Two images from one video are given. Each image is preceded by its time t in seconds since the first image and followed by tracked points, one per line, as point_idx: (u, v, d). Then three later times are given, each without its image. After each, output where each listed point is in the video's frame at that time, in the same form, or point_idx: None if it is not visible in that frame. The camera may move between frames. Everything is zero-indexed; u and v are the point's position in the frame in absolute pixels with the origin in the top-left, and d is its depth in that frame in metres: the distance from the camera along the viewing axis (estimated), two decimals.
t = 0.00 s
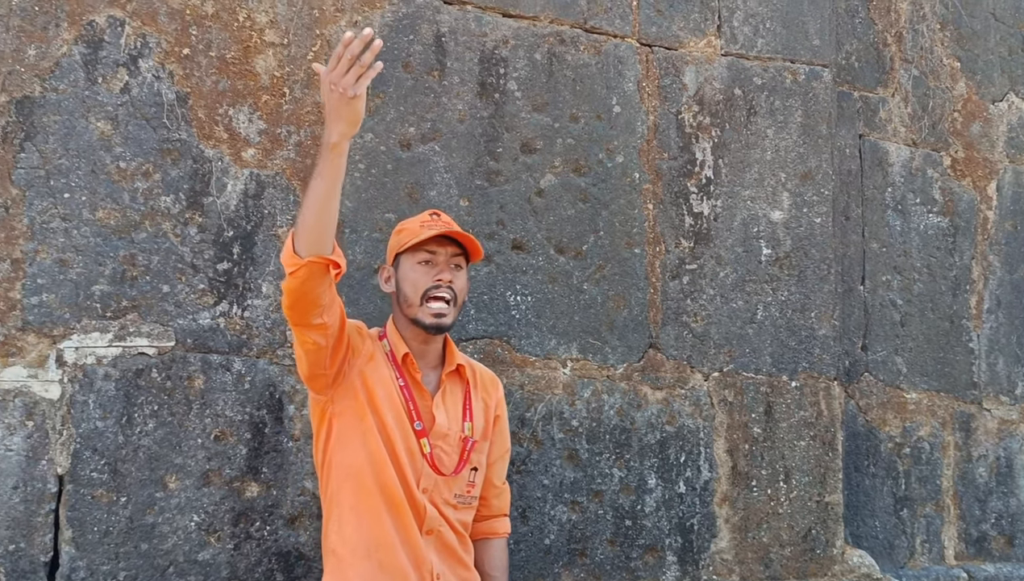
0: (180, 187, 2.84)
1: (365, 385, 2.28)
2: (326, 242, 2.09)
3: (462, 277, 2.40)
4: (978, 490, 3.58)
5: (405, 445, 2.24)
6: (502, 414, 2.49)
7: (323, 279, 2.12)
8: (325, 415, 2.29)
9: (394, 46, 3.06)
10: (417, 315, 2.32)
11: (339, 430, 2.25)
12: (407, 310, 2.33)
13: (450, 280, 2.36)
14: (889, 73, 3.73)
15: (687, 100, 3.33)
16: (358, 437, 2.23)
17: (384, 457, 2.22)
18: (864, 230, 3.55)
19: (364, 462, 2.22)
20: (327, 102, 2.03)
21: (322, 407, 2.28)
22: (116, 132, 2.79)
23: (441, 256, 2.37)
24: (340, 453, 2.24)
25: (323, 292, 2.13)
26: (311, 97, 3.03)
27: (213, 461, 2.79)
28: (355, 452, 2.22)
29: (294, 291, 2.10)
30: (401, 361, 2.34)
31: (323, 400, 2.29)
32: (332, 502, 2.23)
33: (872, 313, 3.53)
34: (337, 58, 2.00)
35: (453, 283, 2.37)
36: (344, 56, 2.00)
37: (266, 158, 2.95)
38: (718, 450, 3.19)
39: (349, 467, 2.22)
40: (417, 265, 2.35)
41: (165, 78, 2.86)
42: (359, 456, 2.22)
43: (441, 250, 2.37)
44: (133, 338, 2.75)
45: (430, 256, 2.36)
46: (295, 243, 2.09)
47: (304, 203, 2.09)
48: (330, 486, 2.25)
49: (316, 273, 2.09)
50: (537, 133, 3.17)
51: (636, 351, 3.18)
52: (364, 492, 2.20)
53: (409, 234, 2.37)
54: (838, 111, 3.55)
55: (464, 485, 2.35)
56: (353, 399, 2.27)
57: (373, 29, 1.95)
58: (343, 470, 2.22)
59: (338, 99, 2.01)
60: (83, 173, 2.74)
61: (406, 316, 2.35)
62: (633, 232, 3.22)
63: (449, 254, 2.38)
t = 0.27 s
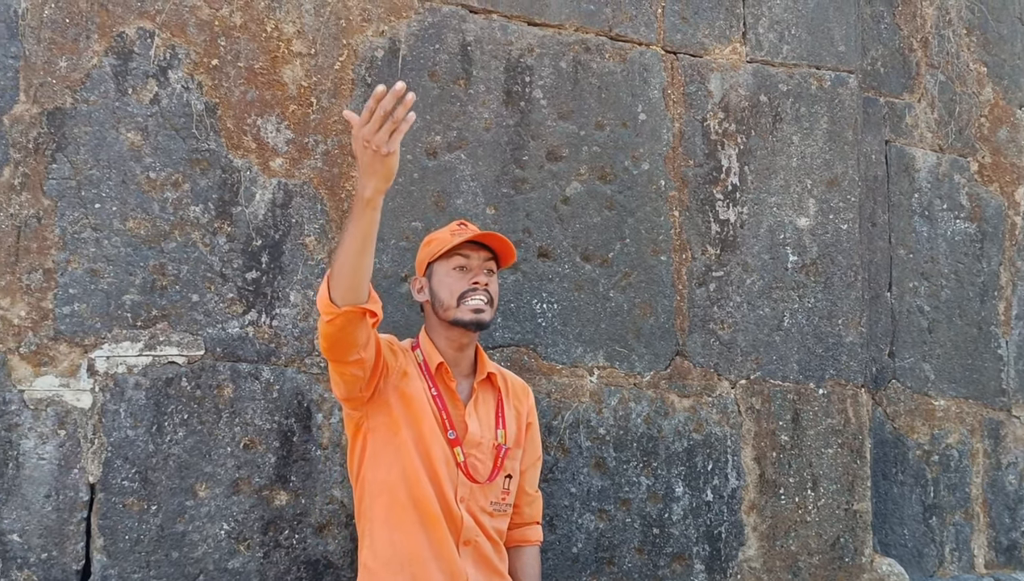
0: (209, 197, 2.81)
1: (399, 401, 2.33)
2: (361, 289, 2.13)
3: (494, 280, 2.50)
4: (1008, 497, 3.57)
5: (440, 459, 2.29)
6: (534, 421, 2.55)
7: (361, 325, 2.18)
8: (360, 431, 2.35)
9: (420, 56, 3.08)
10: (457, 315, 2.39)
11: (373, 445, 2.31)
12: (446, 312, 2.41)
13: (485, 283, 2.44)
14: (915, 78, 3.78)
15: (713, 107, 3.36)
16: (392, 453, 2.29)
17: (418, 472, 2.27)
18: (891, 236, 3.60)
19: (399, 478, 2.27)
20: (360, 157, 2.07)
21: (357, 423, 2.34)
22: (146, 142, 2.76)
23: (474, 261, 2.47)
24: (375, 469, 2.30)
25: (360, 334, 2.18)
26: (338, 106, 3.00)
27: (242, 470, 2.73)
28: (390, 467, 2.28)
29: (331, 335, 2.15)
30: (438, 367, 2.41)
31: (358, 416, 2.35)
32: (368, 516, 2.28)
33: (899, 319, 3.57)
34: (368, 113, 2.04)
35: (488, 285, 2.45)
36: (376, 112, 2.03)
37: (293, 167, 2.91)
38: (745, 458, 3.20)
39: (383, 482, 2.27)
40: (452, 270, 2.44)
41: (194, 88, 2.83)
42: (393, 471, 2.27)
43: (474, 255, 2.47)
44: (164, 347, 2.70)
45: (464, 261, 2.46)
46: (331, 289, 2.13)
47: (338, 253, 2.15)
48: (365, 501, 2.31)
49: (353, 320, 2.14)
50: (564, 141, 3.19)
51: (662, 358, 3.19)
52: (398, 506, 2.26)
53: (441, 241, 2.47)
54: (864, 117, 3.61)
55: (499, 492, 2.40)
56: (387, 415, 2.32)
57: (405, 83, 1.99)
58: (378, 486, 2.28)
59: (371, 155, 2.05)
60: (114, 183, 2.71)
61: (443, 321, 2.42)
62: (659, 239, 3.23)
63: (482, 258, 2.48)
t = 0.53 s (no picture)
0: (226, 202, 2.82)
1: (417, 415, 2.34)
2: (382, 343, 2.15)
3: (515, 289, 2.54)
4: None
5: (458, 473, 2.29)
6: (551, 427, 2.58)
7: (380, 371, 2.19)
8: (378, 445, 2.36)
9: (436, 60, 3.09)
10: (481, 322, 2.43)
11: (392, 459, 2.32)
12: (470, 319, 2.45)
13: (508, 292, 2.49)
14: (931, 81, 3.82)
15: (728, 111, 3.38)
16: (411, 466, 2.30)
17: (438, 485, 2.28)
18: (907, 240, 3.62)
19: (418, 491, 2.28)
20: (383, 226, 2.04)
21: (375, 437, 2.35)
22: (163, 148, 2.77)
23: (498, 270, 2.51)
24: (394, 483, 2.31)
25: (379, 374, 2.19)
26: (355, 111, 2.99)
27: (259, 474, 2.73)
28: (408, 481, 2.29)
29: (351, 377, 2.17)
30: (458, 374, 2.44)
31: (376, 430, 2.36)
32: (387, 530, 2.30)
33: (915, 323, 3.59)
34: (391, 186, 1.99)
35: (511, 294, 2.50)
36: (400, 186, 1.98)
37: (309, 172, 2.92)
38: (761, 462, 3.20)
39: (403, 496, 2.29)
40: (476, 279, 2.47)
41: (211, 94, 2.84)
42: (412, 485, 2.29)
43: (497, 264, 2.51)
44: (181, 351, 2.71)
45: (488, 269, 2.50)
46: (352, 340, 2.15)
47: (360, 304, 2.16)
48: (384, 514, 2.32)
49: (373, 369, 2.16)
50: (579, 144, 3.20)
51: (678, 363, 3.19)
52: (418, 519, 2.27)
53: (464, 249, 2.51)
54: (879, 120, 3.65)
55: (519, 497, 2.42)
56: (405, 429, 2.33)
57: (430, 161, 1.94)
58: (397, 500, 2.29)
59: (393, 228, 2.02)
60: (131, 189, 2.72)
61: (465, 328, 2.46)
62: (674, 243, 3.24)
63: (505, 267, 2.52)
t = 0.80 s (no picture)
0: (231, 202, 2.82)
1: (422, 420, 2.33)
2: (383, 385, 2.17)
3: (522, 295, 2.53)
4: None
5: (463, 477, 2.29)
6: (556, 426, 2.60)
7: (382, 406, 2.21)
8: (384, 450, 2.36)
9: (440, 60, 3.09)
10: (485, 327, 2.42)
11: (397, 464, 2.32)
12: (475, 323, 2.44)
13: (514, 297, 2.48)
14: (937, 80, 3.81)
15: (733, 110, 3.38)
16: (416, 472, 2.31)
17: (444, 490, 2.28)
18: (913, 239, 3.62)
19: (423, 497, 2.29)
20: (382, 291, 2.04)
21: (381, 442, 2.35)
22: (168, 147, 2.77)
23: (505, 275, 2.50)
24: (399, 489, 2.31)
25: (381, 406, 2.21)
26: (359, 111, 2.99)
27: (264, 474, 2.73)
28: (414, 487, 2.29)
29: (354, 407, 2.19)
30: (463, 375, 2.43)
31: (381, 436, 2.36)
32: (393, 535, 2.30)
33: (921, 323, 3.59)
34: (388, 257, 1.98)
35: (517, 300, 2.49)
36: (397, 259, 1.97)
37: (314, 172, 2.91)
38: (766, 462, 3.20)
39: (408, 501, 2.29)
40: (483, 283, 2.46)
41: (216, 94, 2.84)
42: (418, 491, 2.29)
43: (505, 268, 2.50)
44: (186, 351, 2.71)
45: (495, 273, 2.49)
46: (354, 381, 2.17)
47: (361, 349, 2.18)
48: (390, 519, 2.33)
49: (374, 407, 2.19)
50: (584, 144, 3.19)
51: (683, 363, 3.19)
52: (424, 524, 2.28)
53: (471, 252, 2.50)
54: (885, 120, 3.66)
55: (525, 497, 2.44)
56: (410, 434, 2.34)
57: (429, 237, 1.93)
58: (403, 505, 2.29)
59: (392, 295, 2.02)
60: (136, 189, 2.72)
61: (469, 331, 2.45)
62: (679, 243, 3.24)
63: (513, 272, 2.51)
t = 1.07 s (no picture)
0: (231, 199, 2.81)
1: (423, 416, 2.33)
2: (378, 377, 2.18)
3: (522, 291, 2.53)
4: None
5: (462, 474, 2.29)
6: (560, 423, 2.58)
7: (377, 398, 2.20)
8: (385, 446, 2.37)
9: (441, 57, 3.08)
10: (487, 324, 2.42)
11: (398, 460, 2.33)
12: (477, 320, 2.44)
13: (516, 292, 2.48)
14: (938, 78, 3.81)
15: (735, 108, 3.37)
16: (416, 469, 2.30)
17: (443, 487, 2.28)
18: (914, 237, 3.61)
19: (423, 494, 2.29)
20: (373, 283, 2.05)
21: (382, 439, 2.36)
22: (168, 144, 2.77)
23: (505, 270, 2.50)
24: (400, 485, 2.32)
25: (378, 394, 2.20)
26: (360, 108, 2.98)
27: (265, 472, 2.72)
28: (414, 484, 2.29)
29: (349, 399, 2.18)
30: (464, 372, 2.42)
31: (383, 432, 2.37)
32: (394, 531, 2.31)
33: (923, 321, 3.58)
34: (378, 249, 1.99)
35: (518, 295, 2.48)
36: (387, 251, 1.98)
37: (314, 169, 2.91)
38: (768, 461, 3.19)
39: (408, 498, 2.29)
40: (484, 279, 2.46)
41: (216, 90, 2.83)
42: (417, 488, 2.29)
43: (505, 264, 2.50)
44: (186, 348, 2.70)
45: (496, 269, 2.49)
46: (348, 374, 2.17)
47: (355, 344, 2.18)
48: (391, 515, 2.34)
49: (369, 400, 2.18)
50: (585, 142, 3.19)
51: (685, 361, 3.18)
52: (424, 521, 2.28)
53: (471, 249, 2.50)
54: (887, 117, 3.64)
55: (527, 494, 2.42)
56: (410, 431, 2.34)
57: (417, 229, 1.94)
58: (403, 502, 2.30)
59: (382, 287, 2.03)
60: (136, 186, 2.71)
61: (472, 328, 2.45)
62: (680, 241, 3.23)
63: (512, 268, 2.51)
